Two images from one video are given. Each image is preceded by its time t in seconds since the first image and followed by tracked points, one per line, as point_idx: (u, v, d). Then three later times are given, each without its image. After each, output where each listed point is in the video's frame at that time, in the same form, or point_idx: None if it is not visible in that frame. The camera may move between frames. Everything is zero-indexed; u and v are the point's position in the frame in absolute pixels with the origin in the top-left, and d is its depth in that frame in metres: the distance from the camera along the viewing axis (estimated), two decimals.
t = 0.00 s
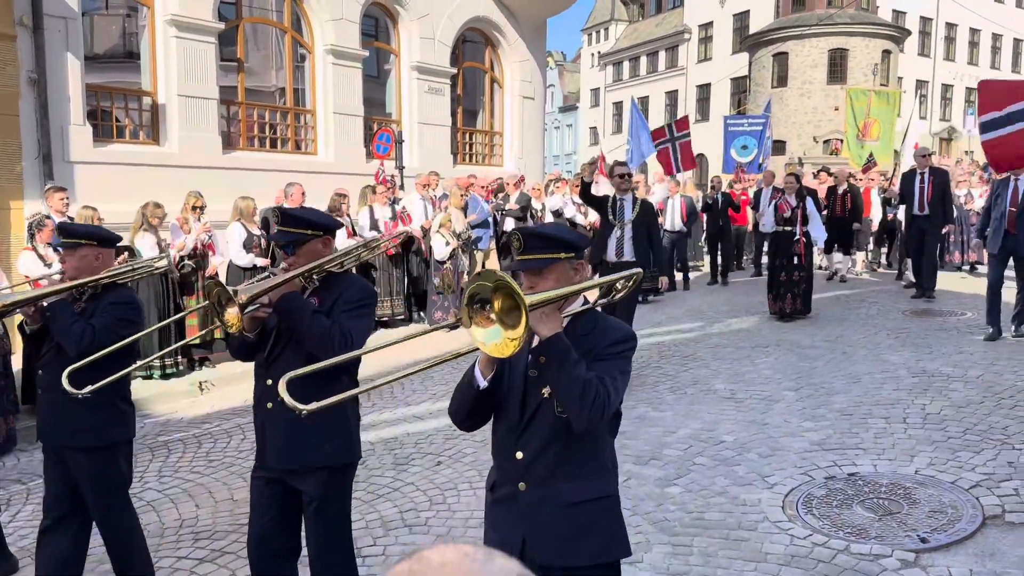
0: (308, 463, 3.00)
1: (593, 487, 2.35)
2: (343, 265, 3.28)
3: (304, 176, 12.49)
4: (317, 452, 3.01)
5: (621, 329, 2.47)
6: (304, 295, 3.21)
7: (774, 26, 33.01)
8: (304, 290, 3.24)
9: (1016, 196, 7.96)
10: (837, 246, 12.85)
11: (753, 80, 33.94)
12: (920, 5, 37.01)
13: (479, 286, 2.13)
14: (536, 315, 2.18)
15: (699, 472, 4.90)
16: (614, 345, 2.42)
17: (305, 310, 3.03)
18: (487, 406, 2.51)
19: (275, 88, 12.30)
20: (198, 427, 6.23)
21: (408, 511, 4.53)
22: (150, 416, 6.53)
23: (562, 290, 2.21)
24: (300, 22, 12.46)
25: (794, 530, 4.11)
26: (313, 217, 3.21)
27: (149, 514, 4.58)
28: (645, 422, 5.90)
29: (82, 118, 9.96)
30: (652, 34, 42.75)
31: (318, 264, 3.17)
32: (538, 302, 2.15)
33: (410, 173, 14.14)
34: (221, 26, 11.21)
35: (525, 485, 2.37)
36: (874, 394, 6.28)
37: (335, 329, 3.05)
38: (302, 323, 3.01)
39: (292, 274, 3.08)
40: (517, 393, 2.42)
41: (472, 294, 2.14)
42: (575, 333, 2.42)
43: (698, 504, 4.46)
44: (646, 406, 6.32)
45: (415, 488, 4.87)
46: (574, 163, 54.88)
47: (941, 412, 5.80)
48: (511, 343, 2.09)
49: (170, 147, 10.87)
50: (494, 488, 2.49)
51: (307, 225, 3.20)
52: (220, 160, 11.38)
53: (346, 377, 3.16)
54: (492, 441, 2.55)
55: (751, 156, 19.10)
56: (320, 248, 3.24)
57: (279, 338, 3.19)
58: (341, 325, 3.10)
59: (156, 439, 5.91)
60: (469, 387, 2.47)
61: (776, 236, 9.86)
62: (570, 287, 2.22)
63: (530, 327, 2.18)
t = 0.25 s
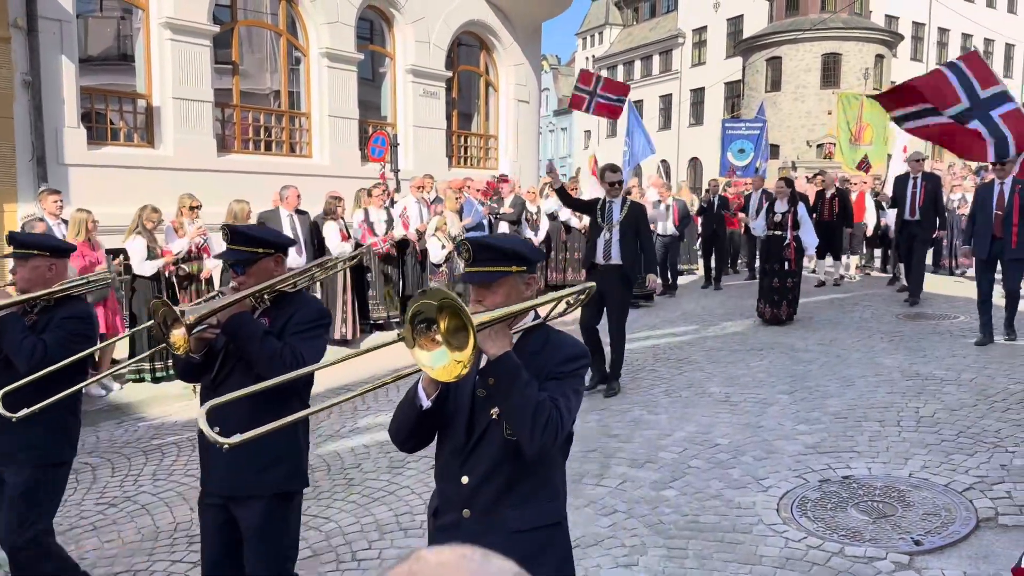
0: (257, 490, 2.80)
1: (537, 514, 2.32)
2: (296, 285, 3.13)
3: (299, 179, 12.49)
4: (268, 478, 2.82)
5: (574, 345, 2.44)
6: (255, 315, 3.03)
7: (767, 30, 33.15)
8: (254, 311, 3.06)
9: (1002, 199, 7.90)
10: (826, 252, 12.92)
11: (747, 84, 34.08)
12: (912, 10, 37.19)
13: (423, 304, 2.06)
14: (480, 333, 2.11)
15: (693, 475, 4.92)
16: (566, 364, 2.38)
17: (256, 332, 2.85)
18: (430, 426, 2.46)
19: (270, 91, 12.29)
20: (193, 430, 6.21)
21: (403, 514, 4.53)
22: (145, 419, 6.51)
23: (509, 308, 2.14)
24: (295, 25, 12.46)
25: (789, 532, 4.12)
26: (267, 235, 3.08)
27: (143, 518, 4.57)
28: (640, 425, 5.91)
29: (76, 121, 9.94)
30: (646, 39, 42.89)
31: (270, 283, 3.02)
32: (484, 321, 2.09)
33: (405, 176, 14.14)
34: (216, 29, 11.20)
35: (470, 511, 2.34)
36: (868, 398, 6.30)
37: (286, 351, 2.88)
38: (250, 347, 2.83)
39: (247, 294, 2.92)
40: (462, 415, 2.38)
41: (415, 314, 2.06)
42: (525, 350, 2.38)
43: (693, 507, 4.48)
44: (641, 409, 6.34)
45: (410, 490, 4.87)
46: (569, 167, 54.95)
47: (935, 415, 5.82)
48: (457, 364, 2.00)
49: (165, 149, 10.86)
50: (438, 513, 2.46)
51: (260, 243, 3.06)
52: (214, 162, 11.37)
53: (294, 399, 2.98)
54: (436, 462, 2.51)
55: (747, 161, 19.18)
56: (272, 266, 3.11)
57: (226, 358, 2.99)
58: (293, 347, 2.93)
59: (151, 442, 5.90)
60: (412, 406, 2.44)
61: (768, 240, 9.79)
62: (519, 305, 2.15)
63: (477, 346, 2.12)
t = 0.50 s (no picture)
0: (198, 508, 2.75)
1: (486, 559, 2.20)
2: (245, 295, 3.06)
3: (292, 183, 12.47)
4: (207, 497, 2.76)
5: (527, 373, 2.28)
6: (202, 327, 2.97)
7: (760, 35, 33.27)
8: (202, 321, 2.99)
9: (989, 208, 7.93)
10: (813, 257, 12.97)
11: (740, 89, 34.20)
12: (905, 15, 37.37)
13: (356, 343, 2.00)
14: (422, 369, 2.00)
15: (685, 481, 4.93)
16: (517, 398, 2.22)
17: (202, 345, 2.80)
18: (368, 465, 2.37)
19: (263, 94, 12.27)
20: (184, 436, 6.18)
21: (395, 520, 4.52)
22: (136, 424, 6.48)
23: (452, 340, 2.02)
24: (289, 29, 12.46)
25: (781, 539, 4.13)
26: (216, 244, 3.01)
27: (133, 524, 4.54)
28: (632, 430, 5.92)
29: (68, 124, 9.91)
30: (639, 43, 43.00)
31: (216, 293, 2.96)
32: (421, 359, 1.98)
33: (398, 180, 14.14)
34: (209, 33, 11.18)
35: (417, 557, 2.23)
36: (860, 403, 6.31)
37: (234, 364, 2.84)
38: (194, 360, 2.79)
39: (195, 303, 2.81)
40: (403, 457, 2.25)
41: (348, 353, 2.02)
42: (476, 381, 2.22)
43: (685, 512, 4.48)
44: (634, 414, 6.34)
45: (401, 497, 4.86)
46: (563, 171, 55.04)
47: (926, 420, 5.84)
48: (390, 407, 1.96)
49: (158, 153, 10.82)
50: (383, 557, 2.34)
51: (207, 251, 3.00)
52: (207, 166, 11.34)
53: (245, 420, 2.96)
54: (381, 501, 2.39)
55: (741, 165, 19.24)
56: (220, 275, 3.04)
57: (172, 373, 2.96)
58: (242, 359, 2.88)
59: (142, 446, 5.88)
60: (347, 448, 2.35)
61: (756, 248, 9.57)
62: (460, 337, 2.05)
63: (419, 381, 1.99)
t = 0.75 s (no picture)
0: (136, 544, 2.53)
1: None
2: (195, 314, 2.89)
3: (285, 186, 12.45)
4: (148, 526, 2.53)
5: (483, 415, 2.13)
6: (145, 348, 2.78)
7: (754, 40, 33.40)
8: (146, 343, 2.81)
9: (979, 212, 7.96)
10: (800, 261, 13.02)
11: (734, 94, 34.30)
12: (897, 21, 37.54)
13: (280, 381, 2.02)
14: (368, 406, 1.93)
15: (678, 484, 4.92)
16: (468, 443, 2.07)
17: (143, 365, 2.59)
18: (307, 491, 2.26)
19: (256, 97, 12.24)
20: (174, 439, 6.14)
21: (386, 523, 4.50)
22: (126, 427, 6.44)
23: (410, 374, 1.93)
24: (281, 32, 12.45)
25: (772, 542, 4.13)
26: (162, 261, 2.88)
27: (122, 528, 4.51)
28: (624, 434, 5.91)
29: (59, 127, 9.87)
30: (633, 48, 43.12)
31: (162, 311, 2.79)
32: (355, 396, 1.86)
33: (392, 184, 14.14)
34: (202, 35, 11.16)
35: None
36: (852, 407, 6.32)
37: (177, 388, 2.63)
38: (134, 383, 2.58)
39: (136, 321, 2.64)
40: (343, 503, 2.11)
41: (275, 390, 2.04)
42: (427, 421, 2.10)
43: (677, 516, 4.47)
44: (626, 418, 6.34)
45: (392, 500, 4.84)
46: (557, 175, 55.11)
47: (917, 424, 5.85)
48: (307, 445, 1.94)
49: (150, 156, 10.79)
50: None
51: (152, 268, 2.88)
52: (199, 169, 11.32)
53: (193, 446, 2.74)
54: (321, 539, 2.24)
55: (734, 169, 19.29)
56: (165, 294, 2.92)
57: (113, 398, 2.74)
58: (185, 383, 2.68)
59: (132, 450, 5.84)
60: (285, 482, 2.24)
61: (739, 252, 9.57)
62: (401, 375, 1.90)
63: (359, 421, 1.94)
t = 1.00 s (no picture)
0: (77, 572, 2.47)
1: None
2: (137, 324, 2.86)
3: (280, 189, 12.43)
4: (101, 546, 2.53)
5: (417, 444, 2.00)
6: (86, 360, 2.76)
7: (748, 44, 33.50)
8: (87, 355, 2.79)
9: (969, 215, 7.98)
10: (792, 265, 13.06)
11: (728, 98, 34.39)
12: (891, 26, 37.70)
13: (174, 425, 1.82)
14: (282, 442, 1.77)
15: (673, 488, 4.91)
16: (400, 478, 1.94)
17: (81, 382, 2.57)
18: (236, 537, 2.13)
19: (251, 100, 12.22)
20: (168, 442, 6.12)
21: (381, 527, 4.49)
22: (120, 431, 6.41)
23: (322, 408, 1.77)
24: (276, 35, 12.45)
25: (768, 546, 4.12)
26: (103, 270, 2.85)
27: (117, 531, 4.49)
28: (619, 437, 5.90)
29: (53, 130, 9.84)
30: (628, 52, 43.22)
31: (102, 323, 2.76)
32: (272, 432, 1.66)
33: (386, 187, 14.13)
34: (196, 38, 11.14)
35: None
36: (847, 410, 6.33)
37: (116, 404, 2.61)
38: (72, 401, 2.56)
39: (80, 332, 2.56)
40: (269, 551, 1.98)
41: (170, 435, 1.84)
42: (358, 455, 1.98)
43: (672, 519, 4.47)
44: (621, 421, 6.33)
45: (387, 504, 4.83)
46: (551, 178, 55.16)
47: (912, 428, 5.85)
48: (204, 493, 1.73)
49: (144, 158, 10.77)
50: None
51: (91, 276, 2.84)
52: (194, 172, 11.29)
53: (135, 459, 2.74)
54: None
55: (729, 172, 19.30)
56: (107, 302, 2.91)
57: (52, 413, 2.73)
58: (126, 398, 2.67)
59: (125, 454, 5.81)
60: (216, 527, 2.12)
61: (728, 258, 9.61)
62: (326, 405, 1.73)
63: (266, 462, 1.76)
